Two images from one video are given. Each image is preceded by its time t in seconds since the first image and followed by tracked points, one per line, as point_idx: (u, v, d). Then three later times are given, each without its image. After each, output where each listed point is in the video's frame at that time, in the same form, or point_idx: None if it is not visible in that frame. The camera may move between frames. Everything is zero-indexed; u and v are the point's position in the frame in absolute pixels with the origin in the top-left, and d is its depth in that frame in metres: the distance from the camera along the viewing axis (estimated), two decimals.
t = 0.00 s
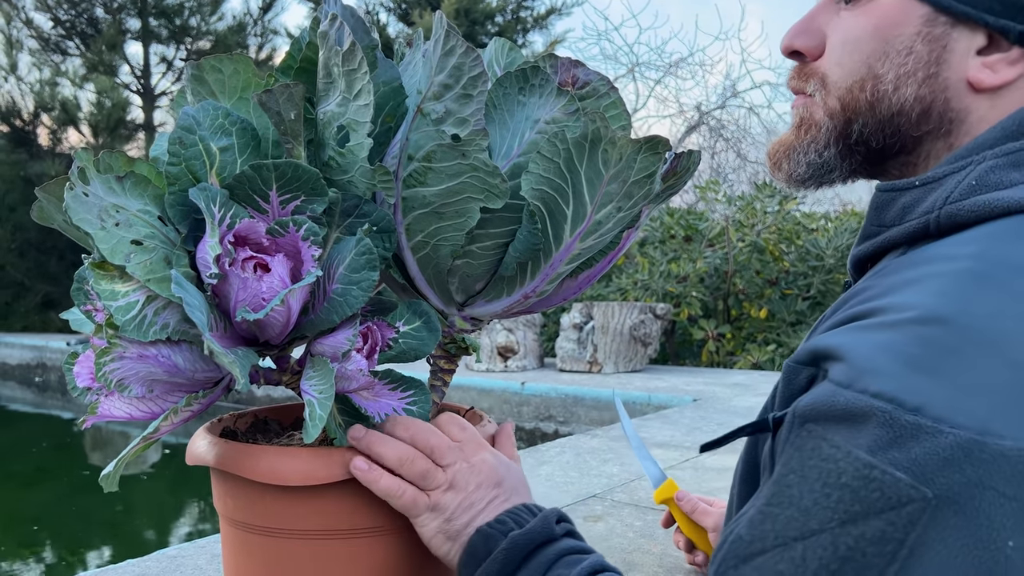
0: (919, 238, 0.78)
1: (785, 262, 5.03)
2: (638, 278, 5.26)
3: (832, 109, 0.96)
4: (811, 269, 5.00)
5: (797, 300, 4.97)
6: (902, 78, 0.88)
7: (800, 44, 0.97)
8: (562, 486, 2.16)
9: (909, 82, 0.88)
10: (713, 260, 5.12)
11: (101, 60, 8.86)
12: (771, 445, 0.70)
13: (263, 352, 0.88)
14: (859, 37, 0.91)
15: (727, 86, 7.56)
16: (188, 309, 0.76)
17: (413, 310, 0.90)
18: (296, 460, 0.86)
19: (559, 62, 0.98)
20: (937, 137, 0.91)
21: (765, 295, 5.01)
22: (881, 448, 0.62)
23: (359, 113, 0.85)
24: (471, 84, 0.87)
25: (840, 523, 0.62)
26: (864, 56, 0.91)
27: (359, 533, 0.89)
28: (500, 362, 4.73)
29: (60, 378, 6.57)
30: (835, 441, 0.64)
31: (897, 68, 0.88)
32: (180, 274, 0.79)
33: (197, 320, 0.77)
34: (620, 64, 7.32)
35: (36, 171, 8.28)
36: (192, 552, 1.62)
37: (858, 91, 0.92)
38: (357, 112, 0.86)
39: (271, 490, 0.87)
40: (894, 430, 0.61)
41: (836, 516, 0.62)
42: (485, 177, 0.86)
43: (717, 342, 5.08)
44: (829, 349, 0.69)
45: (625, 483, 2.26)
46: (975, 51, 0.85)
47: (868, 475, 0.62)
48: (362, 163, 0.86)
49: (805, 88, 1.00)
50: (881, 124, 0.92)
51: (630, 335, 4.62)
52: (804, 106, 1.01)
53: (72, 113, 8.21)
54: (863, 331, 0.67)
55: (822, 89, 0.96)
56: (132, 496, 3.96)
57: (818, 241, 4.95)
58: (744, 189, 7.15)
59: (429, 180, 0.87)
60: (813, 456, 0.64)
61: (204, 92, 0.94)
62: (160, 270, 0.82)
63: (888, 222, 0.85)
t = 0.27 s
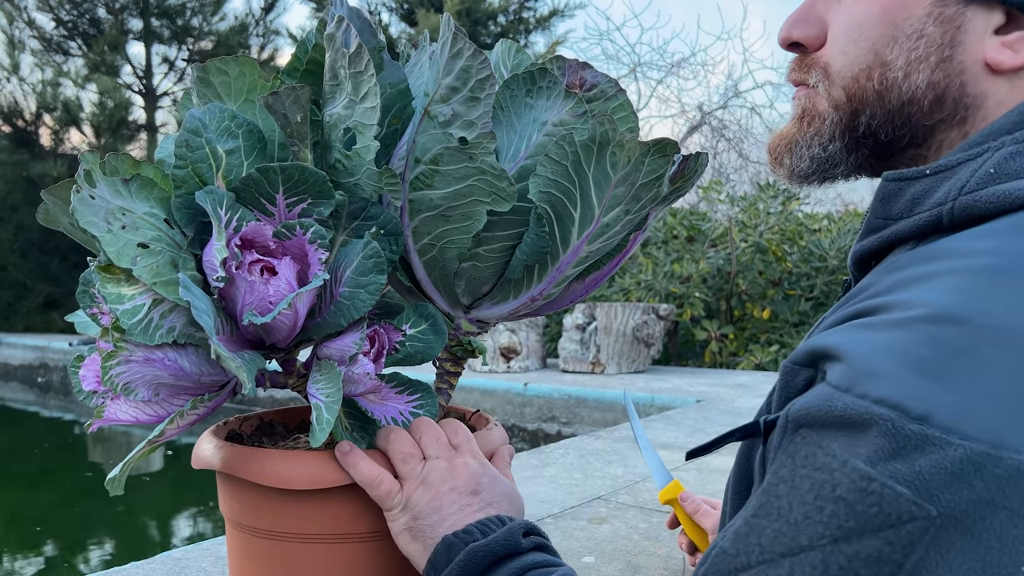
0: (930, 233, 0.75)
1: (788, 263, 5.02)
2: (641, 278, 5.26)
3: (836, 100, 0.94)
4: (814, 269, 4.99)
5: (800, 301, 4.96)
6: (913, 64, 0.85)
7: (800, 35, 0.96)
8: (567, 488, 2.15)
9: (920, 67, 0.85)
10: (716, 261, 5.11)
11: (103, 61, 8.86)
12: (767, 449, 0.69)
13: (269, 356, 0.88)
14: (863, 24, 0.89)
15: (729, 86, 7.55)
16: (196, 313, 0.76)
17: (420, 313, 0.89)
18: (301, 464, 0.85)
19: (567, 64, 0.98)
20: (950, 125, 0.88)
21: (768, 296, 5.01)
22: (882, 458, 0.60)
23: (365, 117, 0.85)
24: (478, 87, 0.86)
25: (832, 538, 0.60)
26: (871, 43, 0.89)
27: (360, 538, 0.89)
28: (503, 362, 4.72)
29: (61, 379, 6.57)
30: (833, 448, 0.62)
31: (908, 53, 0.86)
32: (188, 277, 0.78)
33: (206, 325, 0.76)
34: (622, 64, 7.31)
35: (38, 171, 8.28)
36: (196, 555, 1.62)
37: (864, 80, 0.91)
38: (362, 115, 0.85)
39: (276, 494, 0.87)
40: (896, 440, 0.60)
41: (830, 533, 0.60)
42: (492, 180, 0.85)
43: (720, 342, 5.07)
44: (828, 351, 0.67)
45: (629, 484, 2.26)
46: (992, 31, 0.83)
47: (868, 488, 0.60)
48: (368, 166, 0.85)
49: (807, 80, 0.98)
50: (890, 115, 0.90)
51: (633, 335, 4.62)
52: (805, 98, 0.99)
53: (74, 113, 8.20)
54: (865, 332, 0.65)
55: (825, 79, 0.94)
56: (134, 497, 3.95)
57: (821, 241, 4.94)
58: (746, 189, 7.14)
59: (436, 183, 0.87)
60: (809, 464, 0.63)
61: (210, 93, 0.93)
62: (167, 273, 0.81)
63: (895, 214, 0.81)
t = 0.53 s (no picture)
0: (944, 224, 0.75)
1: (791, 263, 5.00)
2: (644, 279, 5.25)
3: (854, 92, 0.95)
4: (818, 270, 4.97)
5: (804, 301, 4.94)
6: (936, 53, 0.86)
7: (811, 31, 0.97)
8: (573, 490, 2.15)
9: (943, 56, 0.86)
10: (719, 261, 5.11)
11: (105, 61, 8.87)
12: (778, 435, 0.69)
13: (260, 359, 0.89)
14: (882, 14, 0.90)
15: (732, 86, 7.54)
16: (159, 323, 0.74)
17: (414, 316, 0.89)
18: (286, 470, 0.86)
19: (550, 60, 0.97)
20: (972, 115, 0.88)
21: (772, 296, 4.99)
22: (896, 441, 0.59)
23: (337, 121, 0.83)
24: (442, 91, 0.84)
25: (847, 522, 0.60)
26: (892, 33, 0.90)
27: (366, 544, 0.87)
28: (506, 363, 4.72)
29: (65, 379, 6.57)
30: (846, 433, 0.61)
31: (930, 42, 0.87)
32: (149, 283, 0.76)
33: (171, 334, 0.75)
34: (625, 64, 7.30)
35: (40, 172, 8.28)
36: (202, 557, 1.62)
37: (881, 71, 0.92)
38: (336, 120, 0.83)
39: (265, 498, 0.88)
40: (908, 422, 0.59)
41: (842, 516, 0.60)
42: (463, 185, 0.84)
43: (723, 343, 5.06)
44: (842, 335, 0.66)
45: (635, 486, 2.25)
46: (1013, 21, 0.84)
47: (881, 471, 0.59)
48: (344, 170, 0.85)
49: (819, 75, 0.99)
50: (911, 105, 0.91)
51: (636, 336, 4.61)
52: (819, 94, 1.00)
53: (77, 113, 8.19)
54: (878, 315, 0.65)
55: (841, 72, 0.96)
56: (138, 498, 3.95)
57: (825, 241, 4.92)
58: (750, 189, 7.13)
59: (413, 189, 0.86)
60: (820, 449, 0.62)
61: (204, 100, 0.93)
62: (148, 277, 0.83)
63: (909, 208, 0.81)
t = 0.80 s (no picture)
0: (987, 222, 0.60)
1: (795, 263, 4.99)
2: (646, 279, 5.25)
3: (886, 97, 0.75)
4: (822, 270, 4.96)
5: (808, 301, 4.93)
6: (973, 54, 0.69)
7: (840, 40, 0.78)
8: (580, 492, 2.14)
9: (981, 56, 0.68)
10: (723, 261, 5.11)
11: (107, 61, 8.87)
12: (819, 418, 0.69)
13: (273, 361, 0.89)
14: (918, 16, 0.72)
15: (735, 86, 7.53)
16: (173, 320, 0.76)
17: (425, 320, 0.89)
18: (295, 471, 0.86)
19: (566, 61, 0.99)
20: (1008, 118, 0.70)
21: (775, 296, 4.99)
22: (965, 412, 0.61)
23: (358, 117, 0.83)
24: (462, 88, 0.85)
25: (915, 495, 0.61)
26: (927, 35, 0.71)
27: (376, 547, 0.87)
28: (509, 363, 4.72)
29: (67, 380, 6.57)
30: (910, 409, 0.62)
31: (967, 43, 0.69)
32: (167, 283, 0.78)
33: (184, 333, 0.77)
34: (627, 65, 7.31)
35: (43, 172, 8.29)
36: (209, 559, 1.62)
37: (919, 74, 0.72)
38: (356, 116, 0.84)
39: (275, 501, 0.88)
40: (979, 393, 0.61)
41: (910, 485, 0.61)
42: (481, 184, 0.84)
43: (727, 343, 5.06)
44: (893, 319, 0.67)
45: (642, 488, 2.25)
46: None
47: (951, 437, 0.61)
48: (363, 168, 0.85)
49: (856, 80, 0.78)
50: (948, 108, 0.71)
51: (639, 336, 4.61)
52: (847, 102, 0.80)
53: (80, 113, 8.21)
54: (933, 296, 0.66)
55: (874, 78, 0.76)
56: (141, 498, 3.95)
57: (829, 241, 4.90)
58: (753, 189, 7.12)
59: (428, 188, 0.86)
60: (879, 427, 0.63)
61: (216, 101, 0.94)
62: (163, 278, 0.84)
63: (948, 206, 0.64)
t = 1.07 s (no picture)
0: None
1: (799, 263, 4.98)
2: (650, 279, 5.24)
3: (947, 132, 0.60)
4: (827, 270, 4.94)
5: (812, 301, 4.91)
6: None
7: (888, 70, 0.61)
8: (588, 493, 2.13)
9: None
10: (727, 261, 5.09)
11: (109, 59, 8.86)
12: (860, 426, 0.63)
13: (285, 361, 0.87)
14: (967, 46, 0.57)
15: (738, 85, 7.52)
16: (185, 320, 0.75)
17: (438, 319, 0.89)
18: (307, 475, 0.85)
19: (586, 58, 0.95)
20: None
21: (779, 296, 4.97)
22: None
23: (376, 115, 0.83)
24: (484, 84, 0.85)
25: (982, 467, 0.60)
26: (975, 60, 0.57)
27: (391, 550, 0.86)
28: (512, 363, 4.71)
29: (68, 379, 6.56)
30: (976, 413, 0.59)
31: None
32: (180, 282, 0.77)
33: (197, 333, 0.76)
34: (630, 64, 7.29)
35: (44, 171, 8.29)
36: (215, 561, 1.61)
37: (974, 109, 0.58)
38: (374, 113, 0.83)
39: (286, 505, 0.87)
40: None
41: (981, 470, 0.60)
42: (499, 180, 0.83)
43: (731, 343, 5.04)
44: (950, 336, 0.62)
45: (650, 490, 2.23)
46: None
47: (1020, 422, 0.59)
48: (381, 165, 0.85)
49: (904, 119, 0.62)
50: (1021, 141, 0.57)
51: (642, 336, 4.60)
52: (907, 139, 0.63)
53: (82, 112, 8.22)
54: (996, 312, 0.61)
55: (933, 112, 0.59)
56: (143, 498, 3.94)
57: (834, 241, 4.88)
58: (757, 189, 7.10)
59: (448, 184, 0.84)
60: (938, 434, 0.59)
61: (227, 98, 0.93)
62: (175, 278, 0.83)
63: None
